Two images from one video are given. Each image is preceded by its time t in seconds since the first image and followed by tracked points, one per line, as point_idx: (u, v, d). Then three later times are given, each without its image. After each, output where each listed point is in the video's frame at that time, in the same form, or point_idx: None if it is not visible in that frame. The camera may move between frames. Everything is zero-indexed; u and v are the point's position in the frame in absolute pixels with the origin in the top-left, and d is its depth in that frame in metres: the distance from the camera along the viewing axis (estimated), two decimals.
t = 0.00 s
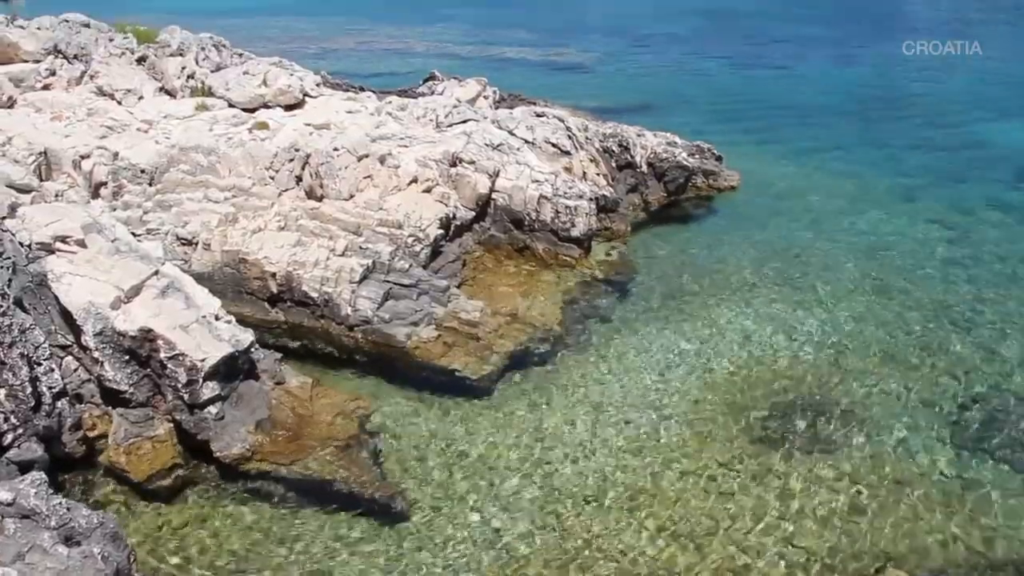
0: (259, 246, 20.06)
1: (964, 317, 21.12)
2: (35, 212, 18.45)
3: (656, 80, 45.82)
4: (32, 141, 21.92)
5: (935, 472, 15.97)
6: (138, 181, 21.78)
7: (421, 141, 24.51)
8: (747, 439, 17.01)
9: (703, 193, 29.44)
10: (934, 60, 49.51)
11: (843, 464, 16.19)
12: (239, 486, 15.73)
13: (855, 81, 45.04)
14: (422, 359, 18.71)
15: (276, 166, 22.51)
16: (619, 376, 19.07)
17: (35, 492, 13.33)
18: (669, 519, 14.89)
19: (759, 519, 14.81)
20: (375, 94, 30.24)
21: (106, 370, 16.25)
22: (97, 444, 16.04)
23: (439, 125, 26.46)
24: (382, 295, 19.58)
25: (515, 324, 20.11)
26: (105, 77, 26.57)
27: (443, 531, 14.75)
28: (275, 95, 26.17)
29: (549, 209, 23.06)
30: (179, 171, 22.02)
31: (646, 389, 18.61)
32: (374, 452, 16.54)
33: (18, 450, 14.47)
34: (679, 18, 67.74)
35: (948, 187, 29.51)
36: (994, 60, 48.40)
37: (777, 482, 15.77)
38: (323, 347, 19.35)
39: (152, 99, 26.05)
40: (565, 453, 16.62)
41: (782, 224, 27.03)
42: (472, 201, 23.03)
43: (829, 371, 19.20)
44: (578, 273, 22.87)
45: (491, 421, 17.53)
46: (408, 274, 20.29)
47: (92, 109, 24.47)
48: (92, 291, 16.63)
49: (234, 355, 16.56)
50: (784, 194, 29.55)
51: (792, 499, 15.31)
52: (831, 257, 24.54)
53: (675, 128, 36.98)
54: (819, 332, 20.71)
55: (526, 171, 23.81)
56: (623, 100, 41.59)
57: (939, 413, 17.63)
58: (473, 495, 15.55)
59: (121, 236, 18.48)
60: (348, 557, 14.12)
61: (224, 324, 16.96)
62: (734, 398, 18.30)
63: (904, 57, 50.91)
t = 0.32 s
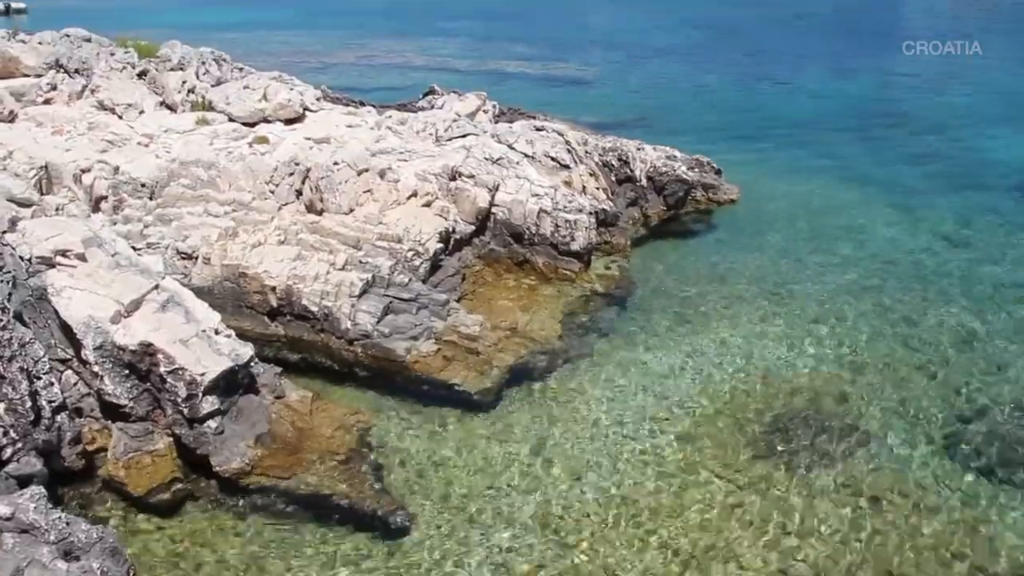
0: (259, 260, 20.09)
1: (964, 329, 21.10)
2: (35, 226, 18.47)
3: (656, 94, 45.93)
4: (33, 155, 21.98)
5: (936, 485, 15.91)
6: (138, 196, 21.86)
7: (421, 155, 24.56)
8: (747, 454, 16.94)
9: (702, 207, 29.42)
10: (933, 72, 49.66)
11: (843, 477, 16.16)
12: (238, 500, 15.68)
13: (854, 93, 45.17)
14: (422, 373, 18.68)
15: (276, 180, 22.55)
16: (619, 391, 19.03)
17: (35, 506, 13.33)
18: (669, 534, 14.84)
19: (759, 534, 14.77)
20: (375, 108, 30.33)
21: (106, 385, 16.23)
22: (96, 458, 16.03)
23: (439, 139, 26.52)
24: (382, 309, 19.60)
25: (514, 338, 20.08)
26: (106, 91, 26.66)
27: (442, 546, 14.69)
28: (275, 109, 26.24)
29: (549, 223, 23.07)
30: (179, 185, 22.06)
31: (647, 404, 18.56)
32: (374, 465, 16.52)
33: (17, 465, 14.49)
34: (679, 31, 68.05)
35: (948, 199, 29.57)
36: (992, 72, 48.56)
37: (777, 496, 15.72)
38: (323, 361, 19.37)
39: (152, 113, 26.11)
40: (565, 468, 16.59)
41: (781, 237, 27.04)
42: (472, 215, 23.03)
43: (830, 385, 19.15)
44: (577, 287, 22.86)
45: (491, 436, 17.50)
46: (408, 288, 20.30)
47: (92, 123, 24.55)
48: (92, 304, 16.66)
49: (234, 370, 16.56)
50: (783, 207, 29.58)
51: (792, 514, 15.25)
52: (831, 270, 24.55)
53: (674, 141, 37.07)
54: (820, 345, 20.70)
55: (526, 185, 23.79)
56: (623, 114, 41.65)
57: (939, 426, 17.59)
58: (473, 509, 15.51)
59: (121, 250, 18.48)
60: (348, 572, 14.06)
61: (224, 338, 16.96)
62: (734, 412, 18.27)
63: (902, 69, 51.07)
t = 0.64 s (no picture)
0: (260, 274, 20.15)
1: (964, 343, 21.13)
2: (37, 240, 18.47)
3: (656, 109, 46.06)
4: (34, 169, 22.03)
5: (937, 499, 15.91)
6: (139, 210, 21.92)
7: (421, 169, 24.60)
8: (749, 469, 16.87)
9: (702, 221, 29.43)
10: (932, 86, 49.88)
11: (844, 492, 16.12)
12: (239, 514, 15.64)
13: (853, 107, 45.33)
14: (422, 388, 18.67)
15: (277, 195, 22.57)
16: (620, 405, 19.02)
17: (34, 520, 13.29)
18: (671, 548, 14.81)
19: (760, 549, 14.73)
20: (376, 123, 30.42)
21: (106, 399, 16.21)
22: (95, 472, 15.93)
23: (439, 154, 26.60)
24: (382, 324, 19.62)
25: (514, 353, 20.08)
26: (107, 106, 26.74)
27: (443, 561, 14.66)
28: (276, 124, 26.31)
29: (550, 237, 23.10)
30: (180, 200, 22.09)
31: (647, 419, 18.53)
32: (374, 479, 16.50)
33: (17, 479, 14.47)
34: (678, 45, 68.35)
35: (947, 213, 29.65)
36: (991, 87, 48.79)
37: (777, 510, 15.70)
38: (324, 375, 19.37)
39: (154, 127, 26.17)
40: (567, 481, 16.59)
41: (780, 251, 27.10)
42: (472, 230, 23.03)
43: (830, 400, 19.11)
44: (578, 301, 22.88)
45: (491, 450, 17.46)
46: (409, 303, 20.33)
47: (94, 137, 24.62)
48: (93, 318, 16.66)
49: (234, 384, 16.56)
50: (782, 221, 29.66)
51: (795, 530, 15.18)
52: (830, 284, 24.59)
53: (674, 156, 37.19)
54: (820, 360, 20.70)
55: (526, 200, 23.84)
56: (623, 128, 41.77)
57: (940, 440, 17.59)
58: (474, 525, 15.47)
59: (122, 264, 18.50)
60: None
61: (224, 352, 16.94)
62: (734, 427, 18.24)
63: (901, 83, 51.29)
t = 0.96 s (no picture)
0: (260, 288, 20.19)
1: (964, 357, 21.11)
2: (38, 252, 18.42)
3: (655, 123, 46.22)
4: (36, 181, 22.10)
5: (939, 514, 15.86)
6: (140, 223, 21.96)
7: (422, 183, 24.63)
8: (750, 484, 16.80)
9: (703, 236, 29.41)
10: (932, 100, 49.99)
11: (844, 507, 16.06)
12: (239, 529, 15.62)
13: (853, 122, 45.46)
14: (422, 401, 18.62)
15: (277, 208, 22.59)
16: (620, 419, 18.97)
17: (32, 534, 13.25)
18: (671, 562, 14.77)
19: (760, 564, 14.68)
20: (377, 136, 30.49)
21: (106, 412, 16.18)
22: (95, 486, 15.91)
23: (440, 167, 26.61)
24: (382, 337, 19.60)
25: (514, 366, 20.08)
26: (109, 119, 26.79)
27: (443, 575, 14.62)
28: (277, 137, 26.34)
29: (550, 251, 23.13)
30: (182, 213, 22.10)
31: (648, 433, 18.48)
32: (374, 494, 16.44)
33: (16, 492, 14.44)
34: (679, 59, 68.60)
35: (947, 227, 29.67)
36: (991, 101, 48.88)
37: (778, 525, 15.67)
38: (323, 388, 19.30)
39: (155, 140, 26.19)
40: (567, 495, 16.56)
41: (780, 265, 27.14)
42: (472, 243, 22.96)
43: (831, 414, 19.08)
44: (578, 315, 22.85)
45: (491, 464, 17.43)
46: (409, 316, 20.31)
47: (96, 150, 24.70)
48: (93, 331, 16.64)
49: (234, 397, 16.51)
50: (782, 235, 29.70)
51: (795, 545, 15.13)
52: (831, 298, 24.59)
53: (674, 170, 37.29)
54: (822, 374, 20.66)
55: (526, 214, 23.85)
56: (623, 142, 41.88)
57: (941, 455, 17.55)
58: (474, 539, 15.42)
59: (122, 277, 18.50)
60: None
61: (224, 365, 16.93)
62: (734, 441, 18.20)
63: (901, 98, 51.40)
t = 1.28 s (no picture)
0: (261, 300, 20.24)
1: (965, 371, 21.11)
2: (40, 264, 18.46)
3: (655, 136, 46.36)
4: (37, 194, 22.17)
5: (940, 527, 15.84)
6: (141, 236, 21.99)
7: (423, 196, 24.64)
8: (751, 497, 16.77)
9: (703, 249, 29.36)
10: (932, 113, 50.14)
11: (844, 521, 16.03)
12: (236, 542, 15.62)
13: (852, 135, 45.61)
14: (422, 415, 18.65)
15: (278, 221, 22.60)
16: (622, 432, 18.93)
17: (31, 547, 13.26)
18: None
19: None
20: (378, 150, 30.56)
21: (106, 424, 16.18)
22: (95, 499, 15.91)
23: (441, 180, 26.64)
24: (383, 351, 19.62)
25: (515, 379, 20.09)
26: (110, 131, 26.85)
27: None
28: (278, 150, 26.36)
29: (550, 264, 23.12)
30: (183, 226, 22.14)
31: (647, 445, 18.47)
32: (373, 507, 16.43)
33: (15, 504, 14.45)
34: (678, 72, 68.91)
35: (946, 241, 29.71)
36: (991, 114, 49.02)
37: (779, 538, 15.63)
38: (324, 401, 19.33)
39: (156, 152, 26.22)
40: (566, 508, 16.53)
41: (780, 278, 27.17)
42: (473, 256, 22.96)
43: (831, 427, 19.06)
44: (578, 328, 22.85)
45: (492, 477, 17.39)
46: (409, 329, 20.31)
47: (97, 163, 24.77)
48: (94, 343, 16.65)
49: (234, 410, 16.47)
50: (782, 248, 29.75)
51: (794, 559, 15.12)
52: (831, 311, 24.60)
53: (674, 183, 37.35)
54: (822, 387, 20.63)
55: (527, 227, 23.84)
56: (623, 155, 42.00)
57: (942, 468, 17.53)
58: (474, 552, 15.40)
59: (124, 289, 18.53)
60: None
61: (224, 378, 16.88)
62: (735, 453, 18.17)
63: (901, 110, 51.54)
